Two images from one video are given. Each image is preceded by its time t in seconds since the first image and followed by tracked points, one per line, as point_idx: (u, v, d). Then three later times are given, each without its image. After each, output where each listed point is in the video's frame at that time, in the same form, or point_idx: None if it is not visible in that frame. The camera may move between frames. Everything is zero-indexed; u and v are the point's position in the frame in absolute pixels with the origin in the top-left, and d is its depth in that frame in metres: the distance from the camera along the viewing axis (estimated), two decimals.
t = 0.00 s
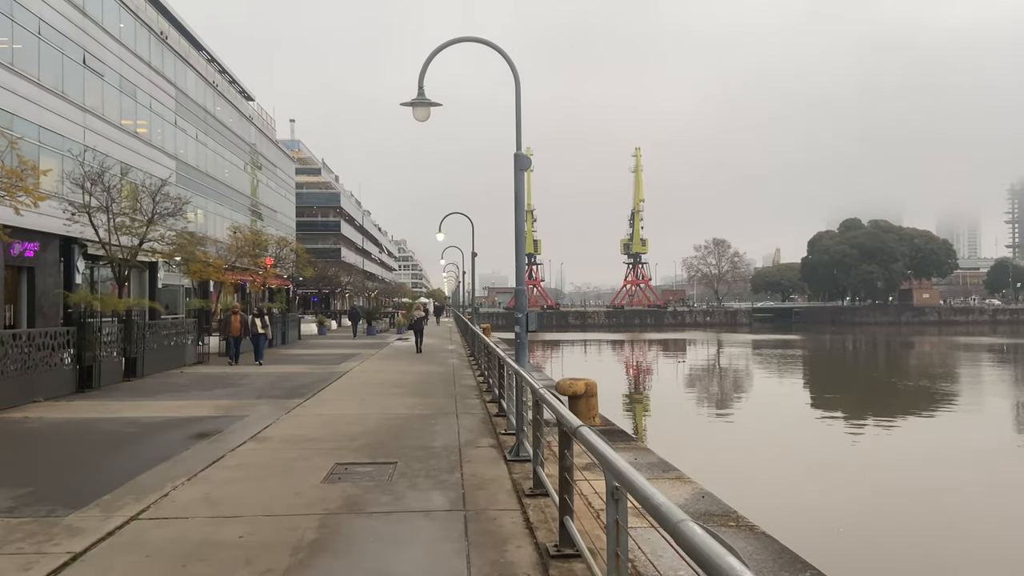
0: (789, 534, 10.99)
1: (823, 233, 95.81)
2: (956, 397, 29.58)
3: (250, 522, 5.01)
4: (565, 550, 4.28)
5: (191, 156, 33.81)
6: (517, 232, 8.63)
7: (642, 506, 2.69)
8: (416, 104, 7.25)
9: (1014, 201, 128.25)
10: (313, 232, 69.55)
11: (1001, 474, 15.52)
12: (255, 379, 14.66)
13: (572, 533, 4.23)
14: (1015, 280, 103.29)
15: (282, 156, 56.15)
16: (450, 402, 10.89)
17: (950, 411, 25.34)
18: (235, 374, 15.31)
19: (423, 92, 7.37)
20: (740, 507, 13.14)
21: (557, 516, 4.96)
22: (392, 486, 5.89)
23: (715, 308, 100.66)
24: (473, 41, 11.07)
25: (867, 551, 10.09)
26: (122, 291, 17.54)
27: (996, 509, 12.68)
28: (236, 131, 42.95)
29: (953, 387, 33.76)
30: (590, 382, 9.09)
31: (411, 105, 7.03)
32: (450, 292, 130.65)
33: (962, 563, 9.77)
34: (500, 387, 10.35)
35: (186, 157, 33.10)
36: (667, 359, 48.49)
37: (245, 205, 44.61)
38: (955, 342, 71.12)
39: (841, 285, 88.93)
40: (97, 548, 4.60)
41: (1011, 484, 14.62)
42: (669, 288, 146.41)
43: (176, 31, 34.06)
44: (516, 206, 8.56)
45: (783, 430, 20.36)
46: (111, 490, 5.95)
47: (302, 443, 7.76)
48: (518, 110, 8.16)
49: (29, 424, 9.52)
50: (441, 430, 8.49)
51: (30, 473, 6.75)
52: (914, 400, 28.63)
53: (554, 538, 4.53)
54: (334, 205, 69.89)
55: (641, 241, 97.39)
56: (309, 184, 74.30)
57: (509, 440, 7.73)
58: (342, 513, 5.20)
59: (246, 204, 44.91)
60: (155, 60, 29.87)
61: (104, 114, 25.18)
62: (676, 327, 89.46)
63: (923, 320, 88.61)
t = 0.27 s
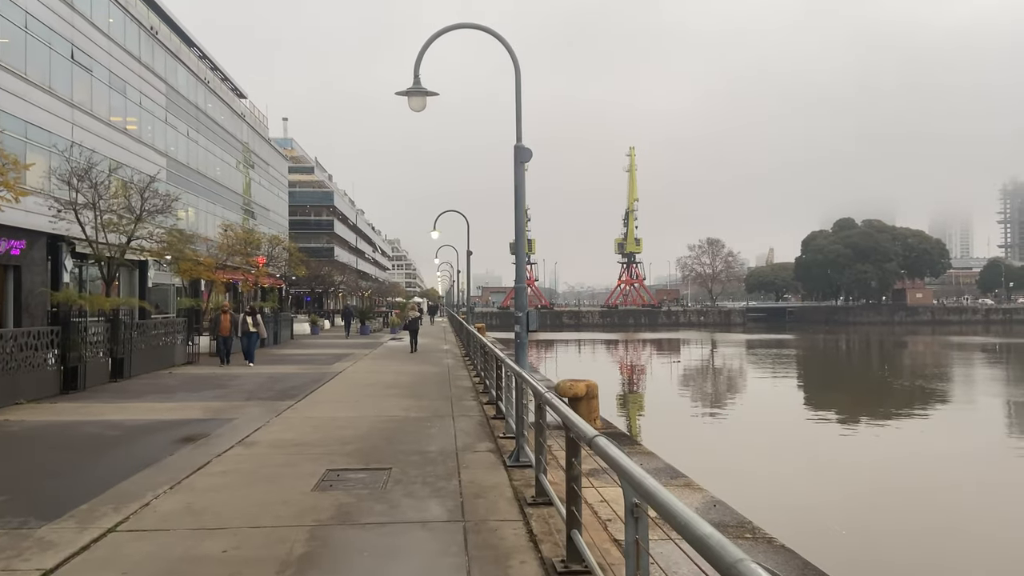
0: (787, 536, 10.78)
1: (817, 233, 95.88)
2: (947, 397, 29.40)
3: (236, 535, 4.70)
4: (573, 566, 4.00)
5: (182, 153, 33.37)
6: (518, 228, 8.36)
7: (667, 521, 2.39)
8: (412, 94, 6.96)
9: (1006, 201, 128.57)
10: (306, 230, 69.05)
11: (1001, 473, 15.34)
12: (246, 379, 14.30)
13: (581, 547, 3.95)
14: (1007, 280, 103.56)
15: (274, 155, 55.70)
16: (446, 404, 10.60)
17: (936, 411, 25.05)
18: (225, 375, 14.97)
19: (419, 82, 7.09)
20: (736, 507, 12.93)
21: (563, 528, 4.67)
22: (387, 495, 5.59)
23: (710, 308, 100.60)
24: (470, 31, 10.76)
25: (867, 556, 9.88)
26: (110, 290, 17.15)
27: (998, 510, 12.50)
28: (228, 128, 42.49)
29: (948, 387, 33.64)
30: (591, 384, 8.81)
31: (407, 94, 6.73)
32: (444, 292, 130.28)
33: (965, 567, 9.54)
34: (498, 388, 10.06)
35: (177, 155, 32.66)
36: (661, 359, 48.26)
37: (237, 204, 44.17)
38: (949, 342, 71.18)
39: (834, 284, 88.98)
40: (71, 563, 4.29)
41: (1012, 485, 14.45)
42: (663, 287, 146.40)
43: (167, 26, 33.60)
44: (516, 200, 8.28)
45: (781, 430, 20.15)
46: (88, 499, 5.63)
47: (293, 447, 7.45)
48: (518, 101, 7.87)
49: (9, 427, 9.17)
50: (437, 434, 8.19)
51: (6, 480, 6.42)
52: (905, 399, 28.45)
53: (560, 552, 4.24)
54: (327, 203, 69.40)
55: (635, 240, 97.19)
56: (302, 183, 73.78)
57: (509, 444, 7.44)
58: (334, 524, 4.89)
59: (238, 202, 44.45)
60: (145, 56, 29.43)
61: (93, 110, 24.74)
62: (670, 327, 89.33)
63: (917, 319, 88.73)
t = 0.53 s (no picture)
0: (785, 536, 10.57)
1: (812, 233, 95.86)
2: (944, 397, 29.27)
3: (217, 550, 4.40)
4: None
5: (174, 151, 33.01)
6: (516, 224, 8.08)
7: (690, 548, 2.11)
8: (405, 84, 6.67)
9: (1001, 202, 128.78)
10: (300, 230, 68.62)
11: (1002, 473, 15.13)
12: (237, 380, 13.99)
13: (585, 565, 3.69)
14: (1002, 280, 103.67)
15: (269, 153, 55.31)
16: (441, 406, 10.32)
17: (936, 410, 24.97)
18: (215, 376, 14.64)
19: (413, 71, 6.81)
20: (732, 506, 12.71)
21: (565, 541, 4.41)
22: (379, 505, 5.29)
23: (705, 308, 100.47)
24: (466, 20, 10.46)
25: (866, 556, 9.67)
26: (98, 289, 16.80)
27: (999, 509, 12.29)
28: (222, 126, 42.11)
29: (944, 387, 33.46)
30: (591, 386, 8.55)
31: (400, 84, 6.45)
32: (440, 292, 130.00)
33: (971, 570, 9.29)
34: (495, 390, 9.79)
35: (169, 153, 32.29)
36: (657, 359, 48.02)
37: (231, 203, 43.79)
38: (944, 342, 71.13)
39: (830, 284, 88.92)
40: None
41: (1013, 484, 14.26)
42: (659, 288, 146.28)
43: (160, 23, 33.22)
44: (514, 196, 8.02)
45: (778, 429, 19.92)
46: (62, 510, 5.32)
47: (282, 452, 7.15)
48: (516, 92, 7.60)
49: None
50: (432, 438, 7.91)
51: None
52: (903, 399, 28.27)
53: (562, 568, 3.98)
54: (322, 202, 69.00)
55: (631, 240, 97.03)
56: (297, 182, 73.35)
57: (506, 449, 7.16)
58: (322, 538, 4.60)
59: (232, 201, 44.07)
60: (137, 52, 29.06)
61: (84, 107, 24.38)
62: (666, 327, 89.15)
63: (912, 319, 88.70)
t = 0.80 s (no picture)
0: (784, 536, 10.33)
1: (811, 232, 95.63)
2: (942, 396, 29.03)
3: (196, 570, 4.08)
4: None
5: (168, 149, 32.61)
6: (515, 221, 7.76)
7: None
8: (399, 73, 6.33)
9: (999, 202, 128.70)
10: (297, 229, 68.23)
11: (1004, 473, 14.91)
12: (228, 382, 13.65)
13: None
14: (1001, 280, 103.51)
15: (265, 152, 54.89)
16: (439, 410, 10.01)
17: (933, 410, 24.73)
18: (207, 377, 14.29)
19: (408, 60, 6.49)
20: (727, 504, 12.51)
21: (569, 561, 4.09)
22: (371, 519, 4.97)
23: (704, 307, 100.24)
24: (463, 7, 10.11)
25: (865, 557, 9.42)
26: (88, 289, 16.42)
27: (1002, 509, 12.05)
28: (218, 124, 41.74)
29: (943, 387, 33.21)
30: (594, 390, 8.26)
31: (394, 73, 6.14)
32: (438, 292, 129.77)
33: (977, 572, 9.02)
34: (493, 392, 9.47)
35: (163, 151, 31.90)
36: (655, 359, 47.75)
37: (227, 201, 43.42)
38: (942, 342, 70.94)
39: (828, 284, 88.75)
40: None
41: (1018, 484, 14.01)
42: (657, 288, 146.06)
43: (154, 18, 32.81)
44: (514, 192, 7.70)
45: (777, 429, 19.68)
46: (33, 524, 4.99)
47: (272, 460, 6.83)
48: (516, 83, 7.29)
49: None
50: (428, 444, 7.60)
51: None
52: (902, 399, 28.02)
53: None
54: (319, 202, 68.70)
55: (629, 240, 96.75)
56: (294, 181, 73.16)
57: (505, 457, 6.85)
58: (308, 556, 4.28)
59: (229, 200, 43.77)
60: (130, 48, 28.65)
61: (75, 103, 23.98)
62: (665, 327, 88.91)
63: (911, 319, 88.60)
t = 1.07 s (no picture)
0: (786, 535, 10.10)
1: (810, 232, 95.39)
2: (943, 396, 28.79)
3: None
4: None
5: (165, 148, 32.27)
6: (522, 219, 7.45)
7: None
8: (401, 62, 6.05)
9: (999, 202, 128.50)
10: (296, 229, 67.89)
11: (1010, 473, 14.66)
12: (224, 384, 13.33)
13: None
14: (1001, 280, 103.27)
15: (264, 151, 54.55)
16: (440, 415, 9.70)
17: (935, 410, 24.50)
18: (202, 380, 13.97)
19: (410, 48, 6.19)
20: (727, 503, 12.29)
21: None
22: (372, 537, 4.64)
23: (703, 308, 99.96)
24: None
25: (867, 555, 9.20)
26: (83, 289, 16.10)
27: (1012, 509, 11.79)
28: (216, 123, 41.41)
29: (945, 387, 32.96)
30: (603, 396, 7.95)
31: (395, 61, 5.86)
32: (437, 292, 129.46)
33: (988, 573, 8.76)
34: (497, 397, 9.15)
35: (160, 149, 31.55)
36: (655, 359, 47.46)
37: (225, 201, 43.10)
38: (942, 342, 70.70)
39: (828, 284, 88.52)
40: None
41: None
42: (656, 288, 145.80)
43: (150, 15, 32.46)
44: (520, 188, 7.40)
45: (779, 429, 19.42)
46: (12, 543, 4.66)
47: (268, 470, 6.51)
48: (523, 72, 6.99)
49: None
50: (431, 452, 7.28)
51: None
52: (904, 399, 27.78)
53: None
54: (318, 201, 68.40)
55: (629, 239, 96.42)
56: (293, 180, 72.85)
57: (512, 467, 6.53)
58: None
59: (227, 199, 43.42)
60: (126, 45, 28.31)
61: (70, 101, 23.65)
62: (664, 328, 88.65)
63: (911, 319, 88.35)
